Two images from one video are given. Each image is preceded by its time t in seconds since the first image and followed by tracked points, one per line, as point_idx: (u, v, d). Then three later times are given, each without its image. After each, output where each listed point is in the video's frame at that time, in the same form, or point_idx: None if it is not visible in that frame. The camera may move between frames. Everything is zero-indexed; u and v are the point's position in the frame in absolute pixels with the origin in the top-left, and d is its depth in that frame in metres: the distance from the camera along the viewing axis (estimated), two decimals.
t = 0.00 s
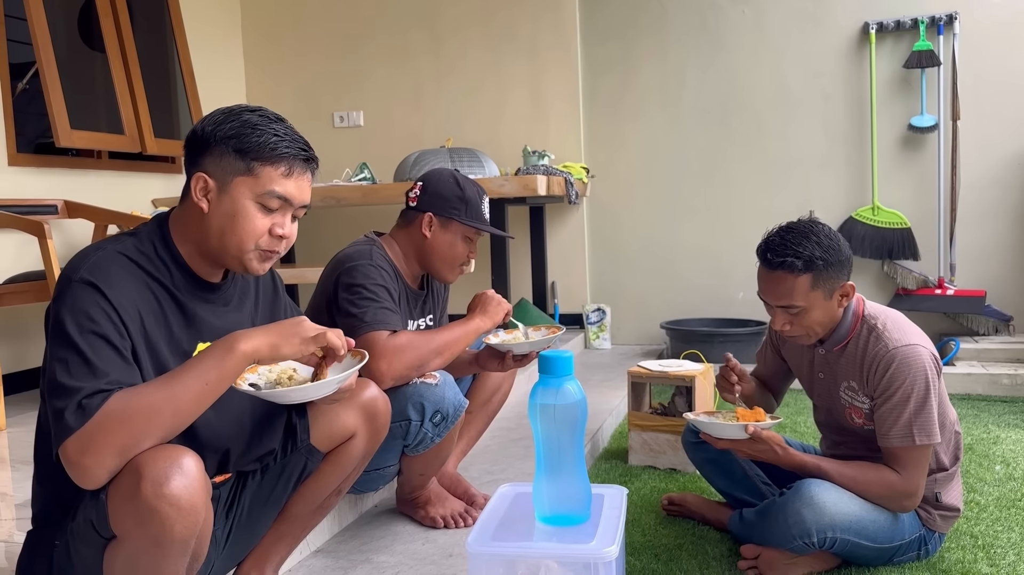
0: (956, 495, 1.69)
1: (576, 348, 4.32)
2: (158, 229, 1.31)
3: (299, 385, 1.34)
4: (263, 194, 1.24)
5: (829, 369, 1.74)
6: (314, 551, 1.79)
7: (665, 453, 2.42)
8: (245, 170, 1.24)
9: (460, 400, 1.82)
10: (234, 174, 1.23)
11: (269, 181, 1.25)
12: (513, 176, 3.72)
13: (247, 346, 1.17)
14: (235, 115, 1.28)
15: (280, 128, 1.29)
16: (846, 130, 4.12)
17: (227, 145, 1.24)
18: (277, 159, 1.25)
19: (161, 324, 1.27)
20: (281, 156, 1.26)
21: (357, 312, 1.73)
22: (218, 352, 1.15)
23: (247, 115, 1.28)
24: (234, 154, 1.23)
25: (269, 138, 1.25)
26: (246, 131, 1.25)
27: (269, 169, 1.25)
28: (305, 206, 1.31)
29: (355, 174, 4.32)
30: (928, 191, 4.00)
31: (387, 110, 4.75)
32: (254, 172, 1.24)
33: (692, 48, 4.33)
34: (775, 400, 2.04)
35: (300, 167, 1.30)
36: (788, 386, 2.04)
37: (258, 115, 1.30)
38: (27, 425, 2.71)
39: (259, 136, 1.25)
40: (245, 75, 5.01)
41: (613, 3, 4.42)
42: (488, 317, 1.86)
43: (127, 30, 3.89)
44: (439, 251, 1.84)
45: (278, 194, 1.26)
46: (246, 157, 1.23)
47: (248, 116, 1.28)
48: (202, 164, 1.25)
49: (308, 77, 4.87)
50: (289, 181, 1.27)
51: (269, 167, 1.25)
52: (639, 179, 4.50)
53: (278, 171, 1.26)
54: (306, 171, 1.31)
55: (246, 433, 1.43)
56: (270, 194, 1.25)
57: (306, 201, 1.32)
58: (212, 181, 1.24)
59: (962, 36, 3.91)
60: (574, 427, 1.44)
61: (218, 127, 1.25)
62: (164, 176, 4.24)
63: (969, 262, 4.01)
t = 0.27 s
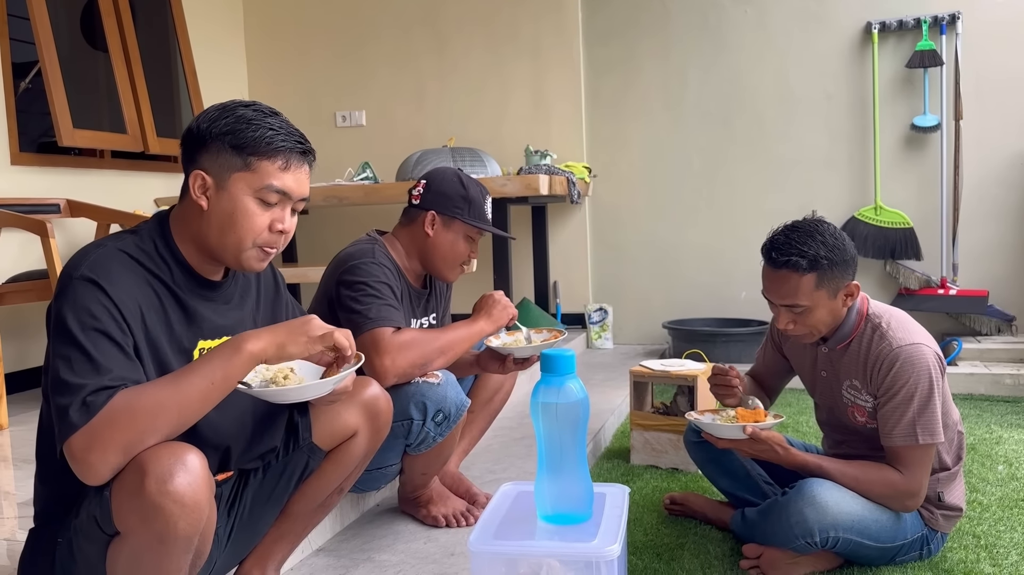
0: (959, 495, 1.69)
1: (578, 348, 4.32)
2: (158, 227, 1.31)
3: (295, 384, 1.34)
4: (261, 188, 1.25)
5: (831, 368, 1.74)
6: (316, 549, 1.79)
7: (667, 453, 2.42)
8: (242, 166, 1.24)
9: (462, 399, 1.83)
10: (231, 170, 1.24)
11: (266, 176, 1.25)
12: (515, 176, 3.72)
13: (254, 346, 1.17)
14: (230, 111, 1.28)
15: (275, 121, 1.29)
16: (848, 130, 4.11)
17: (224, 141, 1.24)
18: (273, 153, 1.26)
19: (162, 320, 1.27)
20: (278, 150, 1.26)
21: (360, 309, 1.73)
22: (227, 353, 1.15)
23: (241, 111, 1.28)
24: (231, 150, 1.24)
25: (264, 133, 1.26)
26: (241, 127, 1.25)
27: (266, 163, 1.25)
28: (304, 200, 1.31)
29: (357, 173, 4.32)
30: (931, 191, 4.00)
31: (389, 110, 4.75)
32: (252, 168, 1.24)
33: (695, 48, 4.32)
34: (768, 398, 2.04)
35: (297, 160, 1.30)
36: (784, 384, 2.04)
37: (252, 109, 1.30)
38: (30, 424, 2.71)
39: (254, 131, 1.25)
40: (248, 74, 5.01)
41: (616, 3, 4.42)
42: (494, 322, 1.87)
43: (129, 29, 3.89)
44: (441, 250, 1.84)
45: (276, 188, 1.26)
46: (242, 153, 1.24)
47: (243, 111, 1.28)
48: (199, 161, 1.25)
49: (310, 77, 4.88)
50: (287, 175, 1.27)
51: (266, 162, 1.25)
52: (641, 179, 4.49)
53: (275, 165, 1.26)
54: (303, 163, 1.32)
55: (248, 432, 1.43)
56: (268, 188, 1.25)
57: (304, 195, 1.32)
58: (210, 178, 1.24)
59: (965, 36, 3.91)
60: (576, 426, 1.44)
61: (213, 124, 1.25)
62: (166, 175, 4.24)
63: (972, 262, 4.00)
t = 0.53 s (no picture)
0: (962, 496, 1.69)
1: (580, 348, 4.32)
2: (160, 226, 1.31)
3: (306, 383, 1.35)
4: (263, 181, 1.25)
5: (832, 369, 1.74)
6: (318, 549, 1.79)
7: (669, 453, 2.41)
8: (243, 160, 1.24)
9: (464, 399, 1.82)
10: (233, 165, 1.24)
11: (269, 168, 1.26)
12: (517, 176, 3.72)
13: (256, 347, 1.18)
14: (227, 106, 1.28)
15: (273, 115, 1.30)
16: (851, 130, 4.11)
17: (223, 136, 1.24)
18: (273, 147, 1.26)
19: (164, 320, 1.27)
20: (278, 143, 1.27)
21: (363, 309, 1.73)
22: (229, 353, 1.16)
23: (239, 105, 1.28)
24: (231, 145, 1.24)
25: (263, 126, 1.26)
26: (240, 121, 1.25)
27: (267, 156, 1.26)
28: (305, 191, 1.32)
29: (359, 173, 4.32)
30: (933, 191, 3.99)
31: (391, 110, 4.75)
32: (252, 161, 1.25)
33: (697, 48, 4.32)
34: (770, 397, 2.04)
35: (297, 152, 1.31)
36: (786, 382, 2.04)
37: (250, 104, 1.30)
38: (32, 423, 2.72)
39: (253, 124, 1.25)
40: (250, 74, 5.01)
41: (618, 3, 4.42)
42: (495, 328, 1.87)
43: (131, 29, 3.89)
44: (442, 251, 1.84)
45: (279, 180, 1.27)
46: (243, 147, 1.24)
47: (240, 106, 1.28)
48: (200, 158, 1.25)
49: (312, 77, 4.88)
50: (288, 167, 1.28)
51: (267, 155, 1.26)
52: (643, 179, 4.49)
53: (276, 158, 1.27)
54: (303, 156, 1.32)
55: (250, 432, 1.42)
56: (270, 181, 1.26)
57: (305, 186, 1.33)
58: (212, 174, 1.24)
59: (967, 36, 3.90)
60: (578, 427, 1.43)
61: (212, 120, 1.25)
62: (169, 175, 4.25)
63: (974, 262, 4.00)
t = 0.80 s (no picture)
0: (963, 496, 1.69)
1: (581, 348, 4.32)
2: (163, 223, 1.31)
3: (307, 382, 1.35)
4: (259, 172, 1.26)
5: (834, 368, 1.74)
6: (320, 548, 1.79)
7: (670, 452, 2.41)
8: (238, 152, 1.25)
9: (464, 400, 1.82)
10: (227, 157, 1.24)
11: (264, 159, 1.26)
12: (518, 176, 3.72)
13: (263, 350, 1.18)
14: (217, 101, 1.28)
15: (264, 105, 1.30)
16: (853, 130, 4.11)
17: (217, 129, 1.25)
18: (266, 137, 1.26)
19: (167, 317, 1.27)
20: (270, 133, 1.27)
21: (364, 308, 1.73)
22: (236, 355, 1.16)
23: (229, 98, 1.29)
24: (225, 138, 1.24)
25: (255, 117, 1.26)
26: (232, 114, 1.26)
27: (262, 147, 1.26)
28: (302, 180, 1.32)
29: (360, 173, 4.33)
30: (935, 191, 3.99)
31: (393, 109, 4.75)
32: (247, 152, 1.25)
33: (699, 48, 4.32)
34: (782, 396, 2.04)
35: (290, 141, 1.31)
36: (796, 382, 2.04)
37: (240, 96, 1.30)
38: (34, 422, 2.72)
39: (245, 117, 1.26)
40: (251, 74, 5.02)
41: (619, 3, 4.42)
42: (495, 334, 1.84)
43: (133, 28, 3.90)
44: (441, 249, 1.85)
45: (274, 170, 1.27)
46: (236, 139, 1.24)
47: (230, 99, 1.28)
48: (195, 153, 1.26)
49: (313, 76, 4.88)
50: (283, 156, 1.28)
51: (261, 146, 1.26)
52: (645, 179, 4.49)
53: (270, 148, 1.27)
54: (296, 144, 1.32)
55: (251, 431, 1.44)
56: (266, 171, 1.26)
57: (301, 176, 1.33)
58: (208, 168, 1.24)
59: (969, 35, 3.90)
60: (579, 425, 1.43)
61: (203, 115, 1.26)
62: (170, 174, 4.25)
63: (975, 262, 3.99)
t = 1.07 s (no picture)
0: (964, 495, 1.69)
1: (582, 347, 4.32)
2: (164, 224, 1.32)
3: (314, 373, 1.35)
4: (243, 157, 1.26)
5: (834, 368, 1.74)
6: (321, 547, 1.80)
7: (671, 452, 2.42)
8: (220, 141, 1.26)
9: (465, 400, 1.82)
10: (211, 147, 1.25)
11: (246, 143, 1.26)
12: (520, 175, 3.72)
13: (251, 336, 1.16)
14: (196, 95, 1.29)
15: (240, 92, 1.30)
16: (854, 130, 4.10)
17: (197, 122, 1.26)
18: (245, 121, 1.27)
19: (168, 318, 1.27)
20: (249, 118, 1.27)
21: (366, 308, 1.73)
22: (226, 343, 1.15)
23: (206, 90, 1.30)
24: (206, 129, 1.25)
25: (233, 104, 1.27)
26: (209, 104, 1.26)
27: (241, 133, 1.26)
28: (288, 161, 1.32)
29: (361, 172, 4.33)
30: (936, 191, 3.99)
31: (394, 109, 4.75)
32: (228, 140, 1.25)
33: (700, 48, 4.32)
34: (787, 393, 2.04)
35: (270, 123, 1.31)
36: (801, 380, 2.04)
37: (216, 88, 1.31)
38: (36, 421, 2.72)
39: (222, 106, 1.26)
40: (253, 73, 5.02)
41: (621, 2, 4.41)
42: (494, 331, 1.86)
43: (134, 28, 3.90)
44: (441, 249, 1.85)
45: (258, 153, 1.27)
46: (216, 128, 1.25)
47: (208, 91, 1.29)
48: (182, 151, 1.27)
49: (315, 76, 4.88)
50: (264, 139, 1.28)
51: (241, 131, 1.26)
52: (646, 178, 4.49)
53: (250, 132, 1.27)
54: (277, 127, 1.32)
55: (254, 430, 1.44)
56: (250, 155, 1.26)
57: (289, 157, 1.33)
58: (194, 162, 1.26)
59: (970, 35, 3.90)
60: (580, 424, 1.43)
61: (183, 111, 1.27)
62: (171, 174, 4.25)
63: (977, 262, 3.99)
